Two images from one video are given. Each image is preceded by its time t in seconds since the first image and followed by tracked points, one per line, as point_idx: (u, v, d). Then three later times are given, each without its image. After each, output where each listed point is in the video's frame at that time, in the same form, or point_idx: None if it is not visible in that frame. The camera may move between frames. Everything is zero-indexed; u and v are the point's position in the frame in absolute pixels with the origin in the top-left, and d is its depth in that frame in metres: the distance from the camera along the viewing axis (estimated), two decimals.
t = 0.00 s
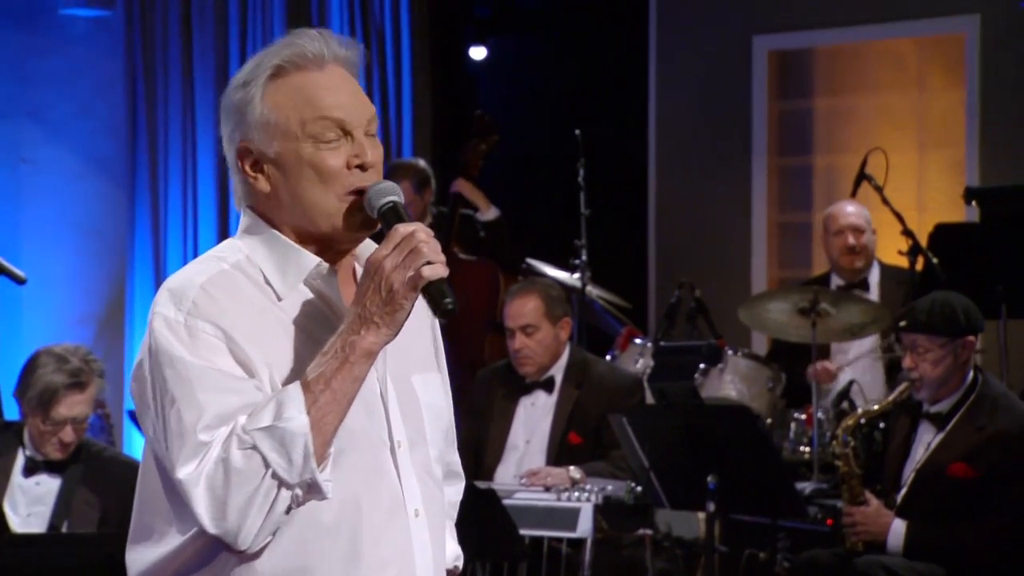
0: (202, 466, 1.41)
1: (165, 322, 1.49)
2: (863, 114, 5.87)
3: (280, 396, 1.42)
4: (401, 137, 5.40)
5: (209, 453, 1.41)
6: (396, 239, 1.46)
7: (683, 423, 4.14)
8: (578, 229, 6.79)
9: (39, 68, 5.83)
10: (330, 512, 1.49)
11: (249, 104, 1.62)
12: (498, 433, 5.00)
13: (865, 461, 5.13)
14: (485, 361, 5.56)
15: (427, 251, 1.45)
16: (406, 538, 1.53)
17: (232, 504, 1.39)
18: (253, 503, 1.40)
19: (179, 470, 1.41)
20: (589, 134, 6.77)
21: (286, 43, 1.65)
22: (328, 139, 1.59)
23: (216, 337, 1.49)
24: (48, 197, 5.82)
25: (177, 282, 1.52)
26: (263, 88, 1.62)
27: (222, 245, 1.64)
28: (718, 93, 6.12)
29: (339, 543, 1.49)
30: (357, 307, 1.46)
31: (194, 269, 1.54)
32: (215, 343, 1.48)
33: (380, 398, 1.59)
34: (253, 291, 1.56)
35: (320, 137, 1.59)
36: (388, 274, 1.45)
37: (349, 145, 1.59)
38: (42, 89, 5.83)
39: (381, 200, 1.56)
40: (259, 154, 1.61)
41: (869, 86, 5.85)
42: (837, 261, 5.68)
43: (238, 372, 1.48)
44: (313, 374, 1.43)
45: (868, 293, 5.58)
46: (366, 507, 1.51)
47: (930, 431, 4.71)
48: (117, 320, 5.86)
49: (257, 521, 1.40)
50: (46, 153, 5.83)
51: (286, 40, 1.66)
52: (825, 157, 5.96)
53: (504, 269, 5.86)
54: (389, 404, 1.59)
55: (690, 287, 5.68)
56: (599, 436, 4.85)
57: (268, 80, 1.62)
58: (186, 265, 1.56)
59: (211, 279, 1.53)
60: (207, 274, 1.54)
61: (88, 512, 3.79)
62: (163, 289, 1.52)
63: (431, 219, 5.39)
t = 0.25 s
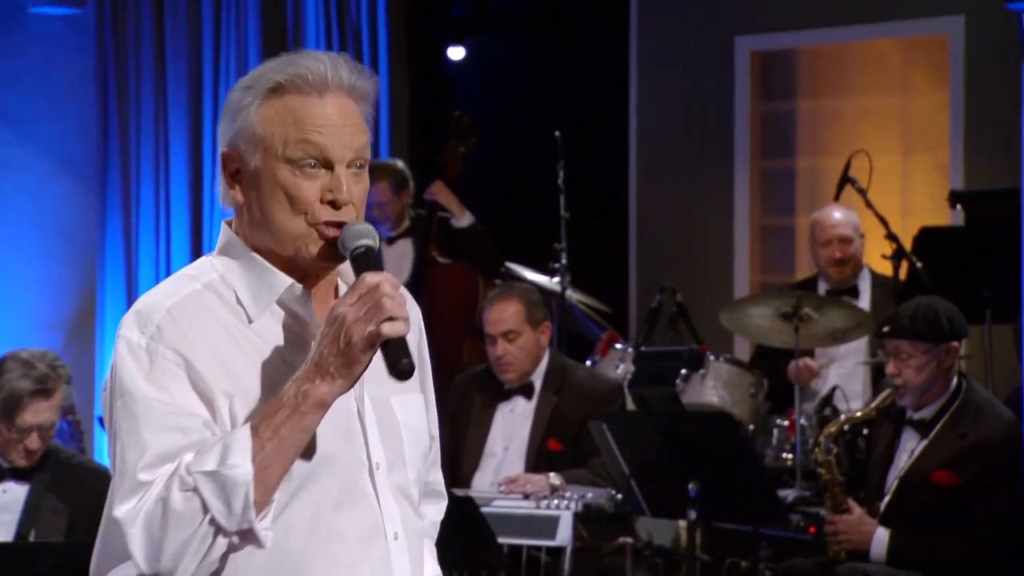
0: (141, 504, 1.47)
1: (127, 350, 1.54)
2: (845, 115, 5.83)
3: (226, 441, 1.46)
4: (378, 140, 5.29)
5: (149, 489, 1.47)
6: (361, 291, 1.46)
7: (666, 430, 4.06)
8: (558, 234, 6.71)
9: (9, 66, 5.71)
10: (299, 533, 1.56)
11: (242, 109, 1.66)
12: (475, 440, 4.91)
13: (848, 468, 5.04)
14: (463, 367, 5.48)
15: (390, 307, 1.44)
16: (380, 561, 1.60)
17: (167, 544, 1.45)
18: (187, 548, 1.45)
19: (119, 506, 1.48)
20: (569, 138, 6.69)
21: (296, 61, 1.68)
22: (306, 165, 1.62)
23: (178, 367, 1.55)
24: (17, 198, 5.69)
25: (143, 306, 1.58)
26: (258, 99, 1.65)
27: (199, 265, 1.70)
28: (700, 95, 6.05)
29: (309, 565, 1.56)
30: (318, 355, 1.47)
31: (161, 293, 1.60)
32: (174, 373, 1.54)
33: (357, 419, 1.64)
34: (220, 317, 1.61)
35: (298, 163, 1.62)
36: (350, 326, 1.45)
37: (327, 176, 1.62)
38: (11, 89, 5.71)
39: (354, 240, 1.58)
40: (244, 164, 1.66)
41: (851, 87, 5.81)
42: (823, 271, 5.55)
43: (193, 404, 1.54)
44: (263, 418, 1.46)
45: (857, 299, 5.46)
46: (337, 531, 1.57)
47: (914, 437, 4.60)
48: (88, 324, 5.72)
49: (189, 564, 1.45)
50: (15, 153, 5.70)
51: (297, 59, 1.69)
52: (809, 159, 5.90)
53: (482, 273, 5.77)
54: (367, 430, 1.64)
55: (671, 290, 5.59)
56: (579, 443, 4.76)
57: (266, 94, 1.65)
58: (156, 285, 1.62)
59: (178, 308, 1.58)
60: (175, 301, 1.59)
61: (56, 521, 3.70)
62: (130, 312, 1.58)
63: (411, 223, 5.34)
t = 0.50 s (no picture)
0: (113, 530, 1.50)
1: (109, 372, 1.56)
2: (832, 117, 5.82)
3: (203, 469, 1.48)
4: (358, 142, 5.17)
5: (121, 516, 1.50)
6: (345, 323, 1.48)
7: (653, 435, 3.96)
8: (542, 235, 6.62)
9: None
10: (275, 562, 1.58)
11: (226, 136, 1.69)
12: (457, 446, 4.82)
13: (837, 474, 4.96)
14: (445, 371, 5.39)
15: (372, 340, 1.47)
16: None
17: (139, 571, 1.49)
18: None
19: (91, 532, 1.51)
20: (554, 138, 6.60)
21: (278, 81, 1.72)
22: (297, 183, 1.65)
23: (159, 389, 1.57)
24: None
25: (128, 327, 1.61)
26: (243, 122, 1.69)
27: (188, 286, 1.73)
28: (688, 96, 5.95)
29: None
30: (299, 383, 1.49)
31: (146, 315, 1.63)
32: (155, 397, 1.56)
33: (341, 448, 1.67)
34: (204, 342, 1.64)
35: (289, 182, 1.65)
36: (331, 360, 1.47)
37: (318, 193, 1.65)
38: None
39: (344, 267, 1.61)
40: (233, 189, 1.69)
41: (839, 87, 5.78)
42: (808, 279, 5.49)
43: (173, 429, 1.56)
44: (241, 446, 1.49)
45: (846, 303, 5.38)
46: (314, 560, 1.59)
47: (902, 442, 4.53)
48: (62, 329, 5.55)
49: None
50: None
51: (279, 80, 1.73)
52: (795, 160, 5.88)
53: (465, 275, 5.69)
54: (350, 460, 1.67)
55: (656, 294, 5.52)
56: (563, 449, 4.66)
57: (250, 116, 1.69)
58: (143, 305, 1.65)
59: (161, 332, 1.60)
60: (158, 324, 1.61)
61: (26, 528, 3.60)
62: (114, 332, 1.61)
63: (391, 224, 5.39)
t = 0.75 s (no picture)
0: (132, 542, 1.43)
1: (113, 383, 1.49)
2: (828, 115, 5.73)
3: (219, 472, 1.43)
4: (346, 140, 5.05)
5: (140, 527, 1.44)
6: (352, 315, 1.46)
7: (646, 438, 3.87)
8: (534, 236, 6.53)
9: None
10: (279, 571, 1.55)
11: (204, 145, 1.65)
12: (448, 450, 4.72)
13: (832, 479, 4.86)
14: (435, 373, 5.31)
15: (382, 330, 1.45)
16: None
17: None
18: None
19: (110, 544, 1.44)
20: (546, 137, 6.52)
21: (250, 85, 1.69)
22: (280, 185, 1.61)
23: (163, 399, 1.50)
24: None
25: (126, 337, 1.54)
26: (219, 129, 1.65)
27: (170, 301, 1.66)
28: (681, 93, 5.87)
29: None
30: (307, 381, 1.47)
31: (144, 325, 1.56)
32: (161, 407, 1.50)
33: (339, 456, 1.64)
34: (204, 350, 1.58)
35: (271, 184, 1.61)
36: (341, 353, 1.45)
37: (302, 193, 1.61)
38: None
39: (341, 263, 1.59)
40: (215, 198, 1.65)
41: (833, 84, 5.69)
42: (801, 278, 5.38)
43: (181, 439, 1.50)
44: (254, 449, 1.45)
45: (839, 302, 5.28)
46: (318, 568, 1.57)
47: (898, 445, 4.42)
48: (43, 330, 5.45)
49: None
50: None
51: (252, 84, 1.69)
52: (791, 158, 5.80)
53: (455, 276, 5.60)
54: (349, 469, 1.64)
55: (650, 295, 5.43)
56: (555, 453, 4.57)
57: (226, 122, 1.65)
58: (137, 315, 1.58)
59: (162, 341, 1.54)
60: (157, 333, 1.55)
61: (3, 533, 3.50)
62: (111, 343, 1.53)
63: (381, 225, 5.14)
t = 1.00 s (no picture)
0: (161, 544, 1.36)
1: (124, 387, 1.42)
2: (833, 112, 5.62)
3: (243, 467, 1.38)
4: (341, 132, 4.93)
5: (167, 529, 1.37)
6: (363, 298, 1.41)
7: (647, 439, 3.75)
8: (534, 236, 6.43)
9: None
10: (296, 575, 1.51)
11: (197, 144, 1.60)
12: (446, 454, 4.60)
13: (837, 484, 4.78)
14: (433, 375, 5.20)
15: (396, 310, 1.40)
16: None
17: None
18: None
19: (138, 549, 1.37)
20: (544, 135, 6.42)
21: (241, 81, 1.63)
22: (278, 180, 1.55)
23: (175, 399, 1.44)
24: None
25: (131, 339, 1.47)
26: (211, 127, 1.59)
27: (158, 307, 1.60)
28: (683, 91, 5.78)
29: None
30: (321, 370, 1.42)
31: (147, 327, 1.49)
32: (172, 408, 1.44)
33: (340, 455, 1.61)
34: (209, 350, 1.52)
35: (270, 179, 1.55)
36: (355, 336, 1.41)
37: (301, 186, 1.56)
38: None
39: (343, 246, 1.53)
40: (211, 197, 1.58)
41: (838, 80, 5.59)
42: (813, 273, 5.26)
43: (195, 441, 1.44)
44: (275, 442, 1.39)
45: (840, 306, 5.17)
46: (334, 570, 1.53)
47: (904, 449, 4.29)
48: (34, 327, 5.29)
49: None
50: None
51: (241, 79, 1.64)
52: (794, 156, 5.69)
53: (453, 276, 5.50)
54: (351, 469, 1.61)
55: (651, 295, 5.33)
56: (555, 456, 4.45)
57: (218, 120, 1.59)
58: (135, 317, 1.51)
59: (168, 341, 1.48)
60: (161, 334, 1.49)
61: None
62: (115, 345, 1.47)
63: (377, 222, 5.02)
